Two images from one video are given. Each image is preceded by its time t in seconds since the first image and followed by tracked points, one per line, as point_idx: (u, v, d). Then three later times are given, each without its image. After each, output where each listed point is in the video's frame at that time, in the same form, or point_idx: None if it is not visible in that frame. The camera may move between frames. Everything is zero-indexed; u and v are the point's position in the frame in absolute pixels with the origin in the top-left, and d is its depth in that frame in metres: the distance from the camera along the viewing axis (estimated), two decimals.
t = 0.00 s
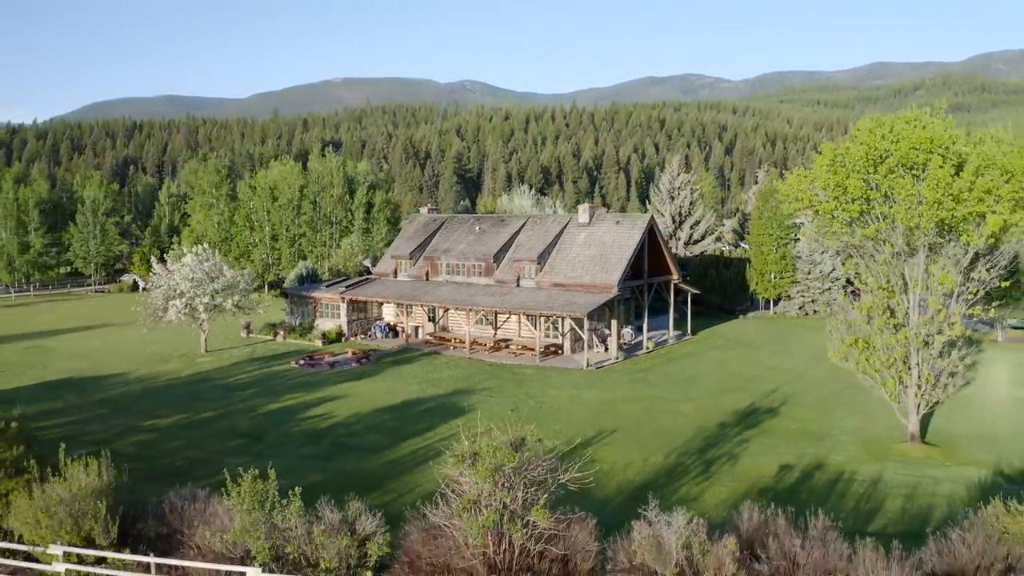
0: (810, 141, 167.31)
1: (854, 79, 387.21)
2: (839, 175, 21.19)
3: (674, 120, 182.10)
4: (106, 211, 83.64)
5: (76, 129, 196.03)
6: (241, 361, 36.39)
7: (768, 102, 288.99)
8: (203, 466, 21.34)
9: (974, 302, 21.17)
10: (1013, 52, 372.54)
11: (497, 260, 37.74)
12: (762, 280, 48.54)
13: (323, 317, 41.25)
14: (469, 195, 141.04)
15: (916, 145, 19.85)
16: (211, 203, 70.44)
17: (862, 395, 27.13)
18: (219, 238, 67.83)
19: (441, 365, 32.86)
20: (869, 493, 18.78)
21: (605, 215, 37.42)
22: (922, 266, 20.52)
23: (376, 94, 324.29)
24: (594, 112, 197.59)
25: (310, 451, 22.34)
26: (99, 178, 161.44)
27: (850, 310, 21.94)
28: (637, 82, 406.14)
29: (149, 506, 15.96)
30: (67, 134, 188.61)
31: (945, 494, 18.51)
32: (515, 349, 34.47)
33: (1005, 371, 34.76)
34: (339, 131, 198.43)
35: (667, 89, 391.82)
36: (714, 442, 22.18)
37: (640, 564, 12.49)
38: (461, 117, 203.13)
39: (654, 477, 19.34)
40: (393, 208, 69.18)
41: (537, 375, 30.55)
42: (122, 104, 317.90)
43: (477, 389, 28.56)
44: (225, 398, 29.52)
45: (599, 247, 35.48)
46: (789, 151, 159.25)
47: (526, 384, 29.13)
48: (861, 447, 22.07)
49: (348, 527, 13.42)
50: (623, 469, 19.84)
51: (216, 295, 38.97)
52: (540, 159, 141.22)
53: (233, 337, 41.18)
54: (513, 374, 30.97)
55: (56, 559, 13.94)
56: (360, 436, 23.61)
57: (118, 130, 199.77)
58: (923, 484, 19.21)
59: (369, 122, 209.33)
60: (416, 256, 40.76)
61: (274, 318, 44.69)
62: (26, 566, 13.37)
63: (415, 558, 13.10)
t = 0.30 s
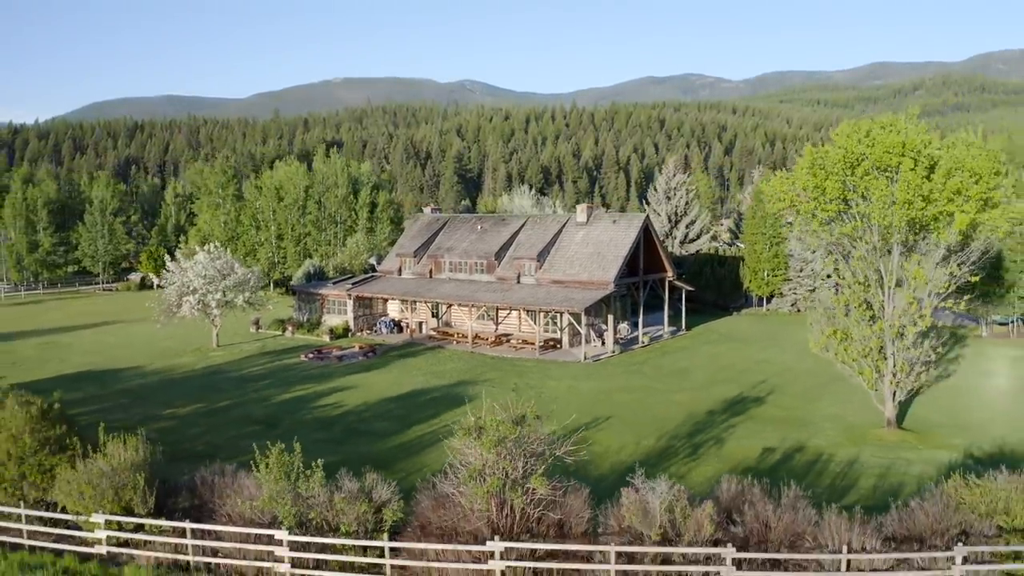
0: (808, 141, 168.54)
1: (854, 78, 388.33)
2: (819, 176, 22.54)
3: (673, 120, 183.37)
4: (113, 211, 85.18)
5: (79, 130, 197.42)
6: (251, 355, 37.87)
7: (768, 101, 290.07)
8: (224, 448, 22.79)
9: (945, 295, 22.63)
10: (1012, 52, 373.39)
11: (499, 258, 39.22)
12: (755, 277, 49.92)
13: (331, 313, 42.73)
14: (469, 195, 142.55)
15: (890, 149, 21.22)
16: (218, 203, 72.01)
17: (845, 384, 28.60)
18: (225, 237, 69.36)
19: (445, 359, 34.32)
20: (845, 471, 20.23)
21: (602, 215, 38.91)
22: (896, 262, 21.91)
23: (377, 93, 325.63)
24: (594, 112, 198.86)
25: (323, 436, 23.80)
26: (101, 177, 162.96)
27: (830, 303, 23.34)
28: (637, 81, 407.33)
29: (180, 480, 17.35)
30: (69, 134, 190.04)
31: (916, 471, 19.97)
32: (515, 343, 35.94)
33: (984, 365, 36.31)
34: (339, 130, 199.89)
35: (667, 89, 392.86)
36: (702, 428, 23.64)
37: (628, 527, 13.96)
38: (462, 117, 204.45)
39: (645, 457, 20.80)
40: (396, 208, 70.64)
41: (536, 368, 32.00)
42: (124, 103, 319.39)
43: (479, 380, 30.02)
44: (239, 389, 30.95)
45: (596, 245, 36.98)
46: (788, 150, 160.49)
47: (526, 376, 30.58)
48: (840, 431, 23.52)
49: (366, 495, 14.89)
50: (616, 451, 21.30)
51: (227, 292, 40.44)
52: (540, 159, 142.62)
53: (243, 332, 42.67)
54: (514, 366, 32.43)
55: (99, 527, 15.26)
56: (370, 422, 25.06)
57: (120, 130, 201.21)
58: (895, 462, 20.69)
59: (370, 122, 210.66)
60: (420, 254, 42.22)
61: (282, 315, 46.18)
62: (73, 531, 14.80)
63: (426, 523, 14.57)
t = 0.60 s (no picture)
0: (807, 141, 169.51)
1: (854, 78, 389.11)
2: (803, 177, 23.67)
3: (673, 120, 184.41)
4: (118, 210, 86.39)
5: (82, 130, 198.64)
6: (260, 350, 39.06)
7: (767, 101, 290.93)
8: (239, 436, 24.00)
9: (924, 291, 23.73)
10: (1012, 52, 374.06)
11: (500, 257, 40.46)
12: (750, 275, 50.99)
13: (336, 310, 43.90)
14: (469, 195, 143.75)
15: (870, 152, 22.50)
16: (223, 203, 73.22)
17: (832, 376, 29.80)
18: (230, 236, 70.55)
19: (448, 354, 35.51)
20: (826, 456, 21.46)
21: (600, 215, 40.17)
22: (877, 259, 23.05)
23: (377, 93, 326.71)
24: (594, 112, 199.89)
25: (333, 425, 25.00)
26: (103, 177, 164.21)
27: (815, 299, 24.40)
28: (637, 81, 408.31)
29: (202, 462, 18.56)
30: (71, 134, 191.21)
31: (893, 455, 21.22)
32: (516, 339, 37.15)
33: (969, 360, 37.44)
34: (340, 130, 201.07)
35: (666, 88, 393.81)
36: (693, 417, 24.84)
37: (619, 501, 15.19)
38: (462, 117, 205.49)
39: (638, 443, 22.00)
40: (399, 208, 71.81)
41: (536, 362, 33.21)
42: (124, 103, 320.60)
43: (481, 374, 31.22)
44: (250, 382, 32.15)
45: (594, 244, 38.24)
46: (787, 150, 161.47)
47: (526, 370, 31.77)
48: (825, 420, 24.71)
49: (378, 473, 16.13)
50: (611, 438, 22.50)
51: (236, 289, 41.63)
52: (540, 159, 143.77)
53: (251, 329, 43.86)
54: (514, 361, 33.63)
55: (129, 504, 16.46)
56: (377, 411, 26.28)
57: (122, 130, 202.41)
58: (874, 447, 21.91)
59: (371, 122, 211.68)
60: (423, 253, 43.41)
61: (288, 312, 47.37)
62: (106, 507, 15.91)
63: (433, 499, 15.83)
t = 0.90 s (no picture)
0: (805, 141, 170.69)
1: (854, 78, 390.40)
2: (790, 177, 24.79)
3: (673, 120, 185.63)
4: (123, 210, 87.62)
5: (84, 130, 199.88)
6: (268, 346, 40.23)
7: (767, 101, 292.21)
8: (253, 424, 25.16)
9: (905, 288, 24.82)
10: (1012, 52, 374.93)
11: (501, 255, 41.65)
12: (745, 274, 52.21)
13: (341, 307, 45.09)
14: (470, 194, 145.11)
15: (854, 155, 23.62)
16: (228, 203, 74.48)
17: (822, 370, 30.90)
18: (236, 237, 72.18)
19: (450, 349, 36.66)
20: (810, 441, 22.59)
21: (598, 215, 41.37)
22: (861, 257, 24.10)
23: (377, 94, 327.88)
24: (594, 112, 201.16)
25: (342, 414, 26.17)
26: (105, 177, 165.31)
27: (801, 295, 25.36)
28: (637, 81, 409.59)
29: (221, 447, 19.70)
30: (72, 134, 192.37)
31: (874, 442, 22.37)
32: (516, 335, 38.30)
33: (956, 356, 38.56)
34: (341, 130, 202.26)
35: (666, 88, 395.18)
36: (686, 408, 25.99)
37: (612, 481, 16.34)
38: (462, 117, 206.61)
39: (633, 431, 23.17)
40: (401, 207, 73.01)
41: (535, 357, 34.39)
42: (125, 104, 321.98)
43: (483, 368, 32.37)
44: (259, 376, 33.28)
45: (592, 243, 39.45)
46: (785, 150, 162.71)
47: (526, 364, 32.92)
48: (812, 410, 25.83)
49: (387, 455, 17.29)
50: (607, 425, 23.67)
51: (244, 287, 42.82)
52: (540, 159, 145.01)
53: (258, 326, 45.05)
54: (515, 356, 34.77)
55: (153, 485, 17.56)
56: (383, 403, 27.43)
57: (124, 131, 203.63)
58: (857, 435, 23.04)
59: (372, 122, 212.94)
60: (426, 252, 44.60)
61: (294, 309, 48.56)
62: (132, 487, 17.02)
63: (439, 479, 16.97)
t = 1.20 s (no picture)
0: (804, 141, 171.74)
1: (853, 78, 391.53)
2: (779, 178, 26.14)
3: (672, 121, 186.76)
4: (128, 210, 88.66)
5: (87, 130, 200.98)
6: (274, 343, 41.28)
7: (767, 101, 293.29)
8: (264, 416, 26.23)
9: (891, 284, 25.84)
10: (1013, 52, 375.65)
11: (501, 254, 42.71)
12: (741, 273, 52.45)
13: (345, 305, 46.14)
14: (470, 194, 146.22)
15: (839, 157, 24.76)
16: (232, 203, 75.59)
17: (812, 364, 31.92)
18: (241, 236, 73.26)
19: (452, 346, 37.70)
20: (797, 430, 23.64)
21: (596, 215, 42.44)
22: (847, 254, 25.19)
23: (378, 94, 328.97)
24: (594, 112, 202.22)
25: (349, 405, 27.23)
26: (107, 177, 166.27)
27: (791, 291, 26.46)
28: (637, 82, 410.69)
29: (236, 435, 20.76)
30: (73, 134, 193.28)
31: (859, 431, 23.45)
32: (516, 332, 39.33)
33: (945, 352, 39.56)
34: (341, 130, 203.31)
35: (666, 88, 396.23)
36: (680, 400, 27.05)
37: (607, 465, 17.42)
38: (462, 117, 207.70)
39: (627, 421, 24.23)
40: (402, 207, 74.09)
41: (535, 353, 35.45)
42: (126, 104, 322.96)
43: (484, 363, 33.41)
44: (267, 371, 34.33)
45: (590, 242, 40.52)
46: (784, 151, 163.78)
47: (526, 359, 33.98)
48: (801, 402, 26.90)
49: (395, 441, 18.36)
50: (604, 416, 24.74)
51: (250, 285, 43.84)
52: (540, 160, 146.11)
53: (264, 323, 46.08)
54: (515, 351, 35.82)
55: (173, 470, 18.59)
56: (389, 395, 28.50)
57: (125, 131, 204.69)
58: (842, 425, 24.10)
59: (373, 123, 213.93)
60: (427, 251, 45.66)
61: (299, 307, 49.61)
62: (155, 471, 18.07)
63: (444, 464, 18.04)
